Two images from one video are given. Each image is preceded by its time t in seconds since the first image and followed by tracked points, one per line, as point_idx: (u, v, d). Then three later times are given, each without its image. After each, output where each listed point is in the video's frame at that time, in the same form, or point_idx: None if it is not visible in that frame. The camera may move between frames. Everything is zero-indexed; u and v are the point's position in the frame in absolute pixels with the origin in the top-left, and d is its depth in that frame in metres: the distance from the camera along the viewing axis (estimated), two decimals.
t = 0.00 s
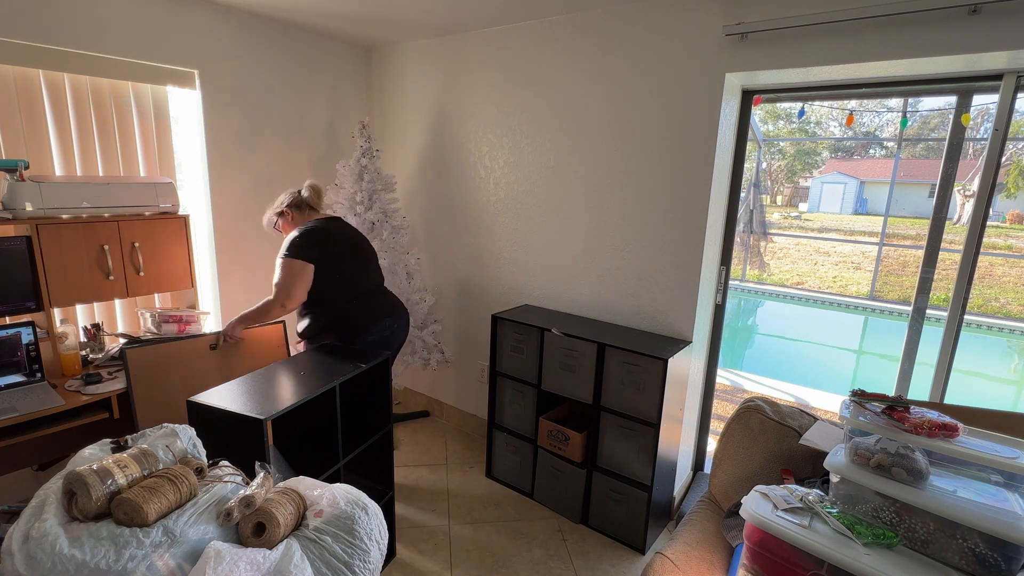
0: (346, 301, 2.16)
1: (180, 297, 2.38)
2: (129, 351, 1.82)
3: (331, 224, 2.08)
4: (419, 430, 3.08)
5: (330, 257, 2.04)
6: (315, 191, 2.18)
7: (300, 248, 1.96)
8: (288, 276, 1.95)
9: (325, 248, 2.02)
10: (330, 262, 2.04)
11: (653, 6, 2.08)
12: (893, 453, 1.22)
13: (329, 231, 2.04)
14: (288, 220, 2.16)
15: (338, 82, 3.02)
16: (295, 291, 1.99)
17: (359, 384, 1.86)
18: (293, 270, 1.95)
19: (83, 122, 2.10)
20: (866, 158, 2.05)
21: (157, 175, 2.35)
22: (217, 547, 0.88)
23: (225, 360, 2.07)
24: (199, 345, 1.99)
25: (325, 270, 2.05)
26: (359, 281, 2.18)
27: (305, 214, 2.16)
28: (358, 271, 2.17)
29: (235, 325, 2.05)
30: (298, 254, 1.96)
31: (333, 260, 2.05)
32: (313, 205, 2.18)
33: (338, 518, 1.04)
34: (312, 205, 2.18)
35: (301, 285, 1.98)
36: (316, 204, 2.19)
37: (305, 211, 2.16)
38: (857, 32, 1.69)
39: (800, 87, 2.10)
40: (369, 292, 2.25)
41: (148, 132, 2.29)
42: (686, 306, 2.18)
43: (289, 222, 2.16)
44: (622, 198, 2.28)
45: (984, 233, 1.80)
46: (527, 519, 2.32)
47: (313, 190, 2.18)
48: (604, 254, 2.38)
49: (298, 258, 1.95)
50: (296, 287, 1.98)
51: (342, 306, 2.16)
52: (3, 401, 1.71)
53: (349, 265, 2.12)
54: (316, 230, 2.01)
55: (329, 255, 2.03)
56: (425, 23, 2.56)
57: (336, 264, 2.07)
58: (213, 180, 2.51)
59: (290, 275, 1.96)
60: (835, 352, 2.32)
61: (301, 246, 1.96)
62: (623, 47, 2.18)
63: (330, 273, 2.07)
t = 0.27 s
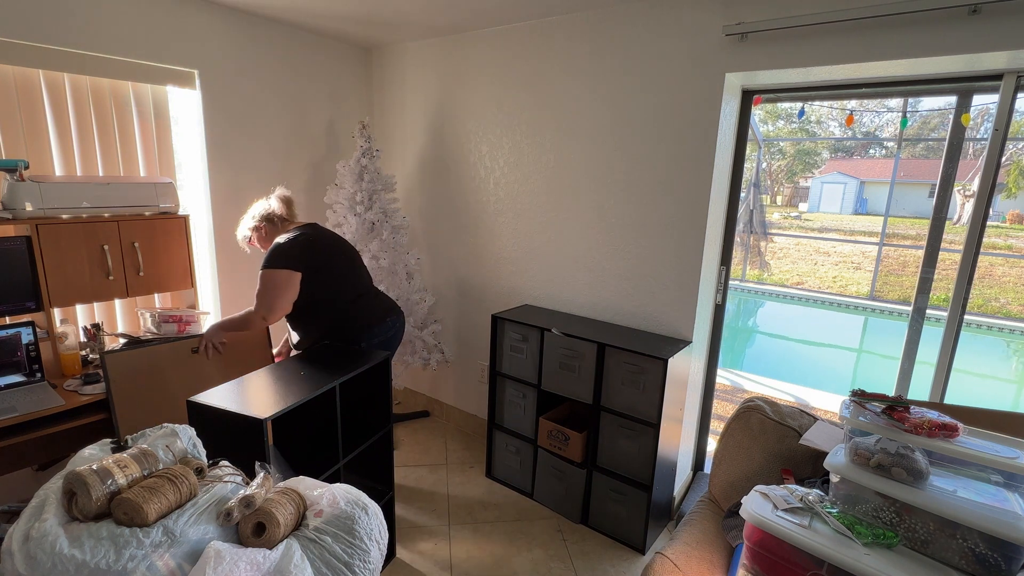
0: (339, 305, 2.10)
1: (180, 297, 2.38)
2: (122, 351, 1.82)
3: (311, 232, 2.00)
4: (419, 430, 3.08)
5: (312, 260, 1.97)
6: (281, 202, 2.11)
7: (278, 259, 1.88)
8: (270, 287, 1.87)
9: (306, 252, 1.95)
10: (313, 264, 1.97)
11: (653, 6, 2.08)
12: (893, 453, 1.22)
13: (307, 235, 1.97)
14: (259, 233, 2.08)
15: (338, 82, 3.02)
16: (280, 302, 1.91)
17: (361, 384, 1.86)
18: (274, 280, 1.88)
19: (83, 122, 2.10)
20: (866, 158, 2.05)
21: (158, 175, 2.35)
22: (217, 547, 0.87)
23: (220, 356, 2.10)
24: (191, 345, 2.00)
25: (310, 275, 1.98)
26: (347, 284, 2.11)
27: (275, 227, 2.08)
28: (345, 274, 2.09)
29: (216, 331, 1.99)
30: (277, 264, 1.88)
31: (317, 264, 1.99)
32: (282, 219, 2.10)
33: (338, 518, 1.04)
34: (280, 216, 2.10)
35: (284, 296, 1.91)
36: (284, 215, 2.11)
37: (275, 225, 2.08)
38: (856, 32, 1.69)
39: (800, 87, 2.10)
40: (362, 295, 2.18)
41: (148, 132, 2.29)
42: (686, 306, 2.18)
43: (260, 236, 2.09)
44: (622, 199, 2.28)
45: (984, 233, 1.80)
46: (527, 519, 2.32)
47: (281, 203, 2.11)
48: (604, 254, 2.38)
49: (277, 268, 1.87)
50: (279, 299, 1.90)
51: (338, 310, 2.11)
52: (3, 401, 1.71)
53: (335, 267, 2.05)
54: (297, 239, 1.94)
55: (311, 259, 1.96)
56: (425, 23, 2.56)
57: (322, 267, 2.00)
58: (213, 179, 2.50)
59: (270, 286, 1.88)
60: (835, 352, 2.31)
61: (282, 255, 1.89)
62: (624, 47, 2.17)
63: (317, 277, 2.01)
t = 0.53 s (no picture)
0: (342, 304, 2.11)
1: (180, 297, 2.38)
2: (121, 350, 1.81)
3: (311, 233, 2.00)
4: (418, 430, 3.08)
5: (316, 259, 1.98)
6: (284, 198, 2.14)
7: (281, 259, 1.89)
8: (277, 286, 1.88)
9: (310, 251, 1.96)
10: (316, 263, 1.98)
11: (653, 6, 2.08)
12: (893, 453, 1.22)
13: (309, 235, 1.97)
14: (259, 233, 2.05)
15: (338, 81, 3.02)
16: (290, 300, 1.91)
17: (360, 384, 1.86)
18: (281, 279, 1.88)
19: (83, 122, 2.10)
20: (866, 158, 2.05)
21: (157, 175, 2.35)
22: (217, 547, 0.87)
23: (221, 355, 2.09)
24: (190, 346, 1.98)
25: (312, 274, 1.98)
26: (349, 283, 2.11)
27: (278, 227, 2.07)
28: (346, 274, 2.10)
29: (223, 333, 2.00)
30: (282, 265, 1.89)
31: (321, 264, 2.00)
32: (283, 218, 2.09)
33: (338, 518, 1.04)
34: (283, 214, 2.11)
35: (293, 295, 1.91)
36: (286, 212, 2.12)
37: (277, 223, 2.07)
38: (856, 31, 1.69)
39: (800, 87, 2.10)
40: (362, 295, 2.18)
41: (148, 132, 2.29)
42: (686, 306, 2.18)
43: (261, 235, 2.05)
44: (622, 199, 2.28)
45: (984, 233, 1.80)
46: (527, 519, 2.32)
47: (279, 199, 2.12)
48: (604, 254, 2.38)
49: (283, 268, 1.88)
50: (291, 298, 1.90)
51: (340, 309, 2.11)
52: (4, 401, 1.71)
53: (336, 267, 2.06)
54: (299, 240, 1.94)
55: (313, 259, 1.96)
56: (425, 23, 2.56)
57: (325, 266, 2.01)
58: (213, 180, 2.50)
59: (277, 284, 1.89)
60: (835, 352, 2.32)
61: (286, 255, 1.90)
62: (623, 47, 2.17)
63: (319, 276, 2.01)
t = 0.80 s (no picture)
0: (345, 310, 2.10)
1: (180, 296, 2.38)
2: (118, 352, 1.80)
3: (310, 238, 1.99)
4: (419, 430, 3.08)
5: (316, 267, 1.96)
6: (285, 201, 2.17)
7: (283, 268, 1.87)
8: (276, 294, 1.86)
9: (311, 259, 1.94)
10: (317, 270, 1.96)
11: (653, 6, 2.08)
12: (893, 453, 1.22)
13: (309, 240, 1.96)
14: (259, 237, 2.01)
15: (338, 81, 3.02)
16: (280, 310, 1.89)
17: (359, 383, 1.85)
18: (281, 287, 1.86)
19: (83, 122, 2.10)
20: (866, 158, 2.05)
21: (157, 175, 2.35)
22: (217, 547, 0.87)
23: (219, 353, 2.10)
24: (175, 348, 1.95)
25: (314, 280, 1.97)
26: (351, 290, 2.10)
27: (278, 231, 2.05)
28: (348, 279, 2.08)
29: (206, 337, 1.93)
30: (284, 274, 1.87)
31: (321, 270, 1.98)
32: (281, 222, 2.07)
33: (338, 518, 1.04)
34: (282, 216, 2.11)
35: (291, 305, 1.90)
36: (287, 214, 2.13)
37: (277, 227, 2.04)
38: (856, 31, 1.69)
39: (800, 87, 2.10)
40: (367, 300, 2.17)
41: (148, 132, 2.29)
42: (686, 306, 2.18)
43: (262, 240, 2.01)
44: (622, 199, 2.28)
45: (984, 233, 1.80)
46: (527, 519, 2.32)
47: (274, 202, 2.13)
48: (604, 254, 2.38)
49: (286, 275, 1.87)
50: (286, 307, 1.89)
51: (344, 315, 2.10)
52: (4, 401, 1.71)
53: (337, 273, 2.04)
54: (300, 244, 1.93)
55: (313, 267, 1.94)
56: (425, 23, 2.56)
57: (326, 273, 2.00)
58: (213, 179, 2.50)
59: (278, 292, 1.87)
60: (835, 352, 2.33)
61: (286, 264, 1.88)
62: (623, 47, 2.18)
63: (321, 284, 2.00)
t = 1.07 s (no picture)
0: (342, 308, 2.10)
1: (180, 297, 2.38)
2: (114, 352, 1.80)
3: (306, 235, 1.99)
4: (419, 430, 3.08)
5: (310, 267, 1.95)
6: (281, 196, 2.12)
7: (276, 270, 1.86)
8: (267, 296, 1.86)
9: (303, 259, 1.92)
10: (313, 269, 1.95)
11: (653, 6, 2.08)
12: (893, 453, 1.22)
13: (304, 240, 1.94)
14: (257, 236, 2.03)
15: (338, 81, 3.02)
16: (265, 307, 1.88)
17: (359, 383, 1.85)
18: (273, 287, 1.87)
19: (83, 122, 2.10)
20: (866, 158, 2.05)
21: (157, 175, 2.35)
22: (217, 547, 0.88)
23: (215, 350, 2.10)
24: (161, 347, 1.93)
25: (310, 279, 1.97)
26: (348, 288, 2.09)
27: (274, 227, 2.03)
28: (345, 276, 2.07)
29: (191, 333, 1.93)
30: (278, 274, 1.86)
31: (315, 269, 1.96)
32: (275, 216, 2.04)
33: (338, 518, 1.04)
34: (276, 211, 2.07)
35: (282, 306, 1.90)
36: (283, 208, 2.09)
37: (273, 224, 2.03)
38: (856, 31, 1.69)
39: (800, 87, 2.10)
40: (366, 299, 2.18)
41: (148, 132, 2.29)
42: (686, 306, 2.18)
43: (261, 238, 2.03)
44: (622, 199, 2.28)
45: (984, 233, 1.80)
46: (527, 519, 2.32)
47: (268, 195, 2.10)
48: (604, 254, 2.38)
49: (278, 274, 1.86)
50: (272, 304, 1.88)
51: (342, 313, 2.10)
52: (4, 401, 1.71)
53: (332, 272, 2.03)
54: (294, 244, 1.92)
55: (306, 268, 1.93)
56: (425, 23, 2.56)
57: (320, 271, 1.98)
58: (213, 179, 2.50)
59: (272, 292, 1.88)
60: (835, 352, 2.33)
61: (280, 265, 1.87)
62: (623, 47, 2.18)
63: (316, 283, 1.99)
